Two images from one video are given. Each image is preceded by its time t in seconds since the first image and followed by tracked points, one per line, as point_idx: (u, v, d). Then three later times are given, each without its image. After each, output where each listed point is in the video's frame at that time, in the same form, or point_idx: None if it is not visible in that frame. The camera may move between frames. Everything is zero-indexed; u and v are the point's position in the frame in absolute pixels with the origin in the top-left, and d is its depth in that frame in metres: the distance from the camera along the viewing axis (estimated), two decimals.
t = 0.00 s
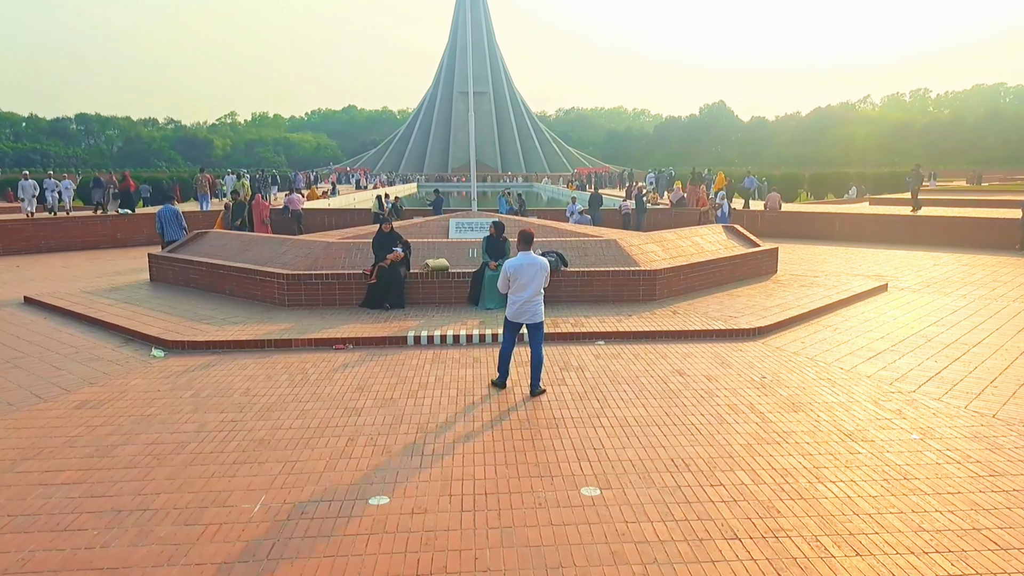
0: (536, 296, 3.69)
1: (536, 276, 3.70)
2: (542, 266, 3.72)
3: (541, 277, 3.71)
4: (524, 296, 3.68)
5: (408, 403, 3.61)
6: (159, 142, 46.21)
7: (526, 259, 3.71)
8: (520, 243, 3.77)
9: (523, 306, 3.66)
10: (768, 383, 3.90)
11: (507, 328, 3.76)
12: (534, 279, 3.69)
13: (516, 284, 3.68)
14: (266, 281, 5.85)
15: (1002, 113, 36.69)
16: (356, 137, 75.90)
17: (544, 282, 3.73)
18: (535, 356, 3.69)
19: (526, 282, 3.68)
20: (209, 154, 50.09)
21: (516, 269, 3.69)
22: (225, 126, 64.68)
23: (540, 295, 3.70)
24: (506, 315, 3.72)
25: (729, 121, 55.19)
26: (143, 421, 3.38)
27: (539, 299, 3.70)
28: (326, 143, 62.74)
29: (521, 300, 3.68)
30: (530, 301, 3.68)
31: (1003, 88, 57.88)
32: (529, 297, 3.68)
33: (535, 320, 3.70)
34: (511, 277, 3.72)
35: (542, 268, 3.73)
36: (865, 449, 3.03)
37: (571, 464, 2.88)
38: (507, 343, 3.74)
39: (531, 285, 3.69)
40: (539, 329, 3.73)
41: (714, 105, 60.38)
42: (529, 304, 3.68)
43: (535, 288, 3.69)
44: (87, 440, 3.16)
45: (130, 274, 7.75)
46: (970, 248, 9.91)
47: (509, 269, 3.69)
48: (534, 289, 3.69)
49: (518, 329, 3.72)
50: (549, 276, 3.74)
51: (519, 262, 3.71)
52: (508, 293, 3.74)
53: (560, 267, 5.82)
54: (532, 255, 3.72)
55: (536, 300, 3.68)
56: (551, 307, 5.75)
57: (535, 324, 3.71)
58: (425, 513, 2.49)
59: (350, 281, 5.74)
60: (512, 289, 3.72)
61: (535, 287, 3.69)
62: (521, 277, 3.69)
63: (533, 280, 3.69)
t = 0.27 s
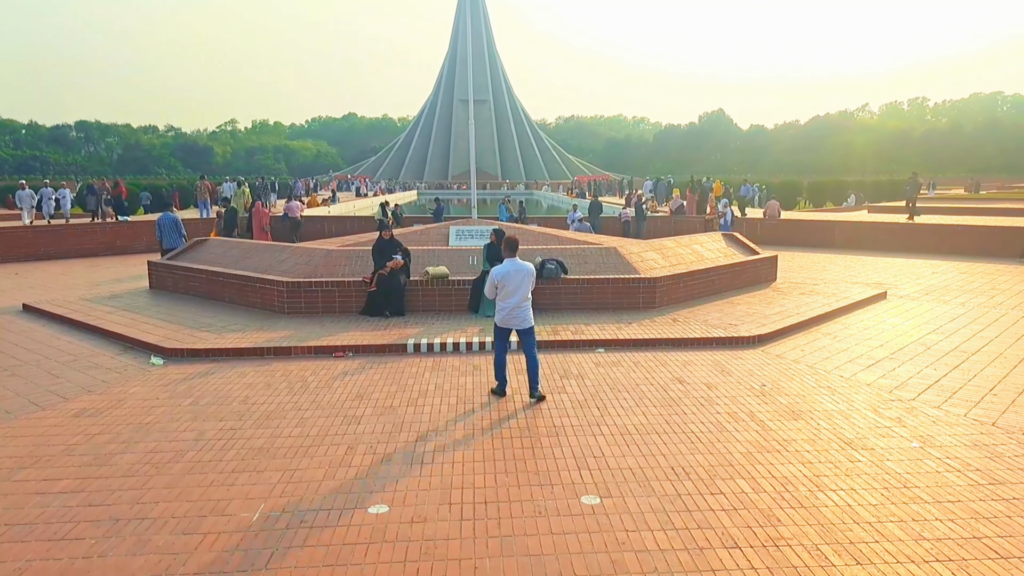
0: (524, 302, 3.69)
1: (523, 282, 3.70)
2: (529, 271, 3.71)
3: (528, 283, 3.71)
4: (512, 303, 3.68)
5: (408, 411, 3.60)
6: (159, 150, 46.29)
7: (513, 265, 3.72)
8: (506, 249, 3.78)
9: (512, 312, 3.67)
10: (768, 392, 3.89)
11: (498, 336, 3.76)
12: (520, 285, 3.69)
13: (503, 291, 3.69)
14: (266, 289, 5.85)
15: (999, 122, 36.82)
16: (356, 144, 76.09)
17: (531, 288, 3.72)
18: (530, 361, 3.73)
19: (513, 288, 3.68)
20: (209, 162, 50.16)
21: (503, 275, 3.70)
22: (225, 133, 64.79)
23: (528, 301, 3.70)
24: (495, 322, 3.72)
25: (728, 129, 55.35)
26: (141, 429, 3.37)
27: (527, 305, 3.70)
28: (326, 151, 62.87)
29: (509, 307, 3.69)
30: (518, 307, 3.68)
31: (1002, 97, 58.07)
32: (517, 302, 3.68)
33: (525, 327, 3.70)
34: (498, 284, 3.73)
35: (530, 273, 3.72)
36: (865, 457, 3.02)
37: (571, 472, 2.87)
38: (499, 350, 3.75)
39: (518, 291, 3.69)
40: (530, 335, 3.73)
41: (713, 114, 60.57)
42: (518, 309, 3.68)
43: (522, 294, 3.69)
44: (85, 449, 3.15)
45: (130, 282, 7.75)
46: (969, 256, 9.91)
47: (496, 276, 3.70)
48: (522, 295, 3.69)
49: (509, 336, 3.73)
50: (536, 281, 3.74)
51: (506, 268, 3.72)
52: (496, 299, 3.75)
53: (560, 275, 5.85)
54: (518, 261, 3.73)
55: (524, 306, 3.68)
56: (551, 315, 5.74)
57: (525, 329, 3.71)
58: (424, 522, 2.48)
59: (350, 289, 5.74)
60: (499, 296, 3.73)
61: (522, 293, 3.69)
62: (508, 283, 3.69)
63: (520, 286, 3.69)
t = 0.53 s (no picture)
0: (515, 308, 3.71)
1: (512, 288, 3.73)
2: (518, 276, 3.75)
3: (518, 289, 3.74)
4: (503, 309, 3.69)
5: (407, 419, 3.59)
6: (159, 158, 46.37)
7: (502, 271, 3.74)
8: (493, 255, 3.80)
9: (503, 319, 3.68)
10: (768, 401, 3.89)
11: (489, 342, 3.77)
12: (510, 290, 3.72)
13: (494, 297, 3.70)
14: (265, 297, 5.85)
15: (997, 131, 36.95)
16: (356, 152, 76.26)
17: (521, 293, 3.76)
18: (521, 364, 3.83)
19: (503, 294, 3.70)
20: (209, 169, 50.25)
21: (493, 282, 3.71)
22: (225, 141, 64.92)
23: (519, 307, 3.72)
24: (487, 329, 3.73)
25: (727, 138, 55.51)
26: (140, 438, 3.36)
27: (517, 311, 3.72)
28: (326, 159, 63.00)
29: (500, 313, 3.70)
30: (510, 313, 3.69)
31: (1000, 106, 58.28)
32: (507, 308, 3.69)
33: (516, 332, 3.73)
34: (488, 290, 3.74)
35: (518, 279, 3.75)
36: (866, 466, 3.01)
37: (570, 482, 2.86)
38: (494, 357, 3.76)
39: (509, 297, 3.71)
40: (520, 340, 3.77)
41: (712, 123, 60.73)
42: (509, 315, 3.70)
43: (512, 299, 3.71)
44: (83, 457, 3.14)
45: (129, 289, 7.75)
46: (968, 264, 9.93)
47: (486, 282, 3.71)
48: (512, 300, 3.71)
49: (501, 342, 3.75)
50: (524, 286, 3.77)
51: (495, 274, 3.74)
52: (485, 305, 3.76)
53: (560, 282, 5.88)
54: (507, 267, 3.76)
55: (515, 312, 3.70)
56: (551, 323, 5.75)
57: (515, 335, 3.74)
58: (423, 531, 2.47)
59: (349, 297, 5.74)
60: (490, 302, 3.72)
61: (512, 299, 3.71)
62: (498, 289, 3.71)
63: (510, 292, 3.71)
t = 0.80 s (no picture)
0: (507, 318, 3.75)
1: (506, 297, 3.76)
2: (511, 286, 3.79)
3: (510, 298, 3.78)
4: (497, 318, 3.72)
5: (405, 430, 3.57)
6: (158, 166, 46.41)
7: (497, 280, 3.76)
8: (487, 264, 3.80)
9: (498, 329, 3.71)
10: (768, 411, 3.86)
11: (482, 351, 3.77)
12: (504, 300, 3.74)
13: (489, 307, 3.71)
14: (263, 306, 5.83)
15: (995, 141, 37.09)
16: (355, 161, 76.44)
17: (512, 303, 3.80)
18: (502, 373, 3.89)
19: (498, 304, 3.73)
20: (208, 178, 50.28)
21: (489, 291, 3.72)
22: (224, 150, 65.00)
23: (510, 317, 3.77)
24: (481, 338, 3.72)
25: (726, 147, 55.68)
26: (136, 448, 3.34)
27: (509, 321, 3.77)
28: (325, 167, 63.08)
29: (494, 323, 3.72)
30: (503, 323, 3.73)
31: (997, 115, 58.55)
32: (500, 318, 3.72)
33: (507, 342, 3.78)
34: (483, 298, 3.73)
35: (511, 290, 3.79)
36: (868, 477, 2.99)
37: (570, 493, 2.84)
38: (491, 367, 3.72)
39: (502, 307, 3.74)
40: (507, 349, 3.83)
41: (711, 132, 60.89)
42: (501, 325, 3.73)
43: (504, 309, 3.75)
44: (78, 468, 3.12)
45: (127, 298, 7.72)
46: (968, 273, 9.94)
47: (482, 291, 3.71)
48: (504, 310, 3.75)
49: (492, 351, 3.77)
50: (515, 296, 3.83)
51: (490, 284, 3.74)
52: (479, 313, 3.74)
53: (559, 291, 5.88)
54: (500, 276, 3.78)
55: (507, 322, 3.75)
56: (550, 332, 5.73)
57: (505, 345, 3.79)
58: (421, 543, 2.45)
59: (348, 306, 5.72)
60: (485, 311, 3.72)
61: (505, 309, 3.75)
62: (493, 299, 3.72)
63: (504, 302, 3.75)
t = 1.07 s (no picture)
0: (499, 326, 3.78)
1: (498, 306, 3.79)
2: (504, 295, 3.82)
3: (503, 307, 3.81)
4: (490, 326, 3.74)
5: (405, 439, 3.57)
6: (159, 175, 46.50)
7: (490, 288, 3.78)
8: (481, 272, 3.83)
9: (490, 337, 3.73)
10: (767, 420, 3.87)
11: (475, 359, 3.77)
12: (496, 308, 3.78)
13: (482, 315, 3.73)
14: (263, 314, 5.84)
15: (993, 151, 37.23)
16: (355, 170, 76.63)
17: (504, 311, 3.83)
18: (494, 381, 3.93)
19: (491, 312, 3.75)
20: (208, 187, 50.38)
21: (483, 299, 3.74)
22: (224, 159, 65.16)
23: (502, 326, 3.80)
24: (475, 346, 3.74)
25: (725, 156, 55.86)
26: (135, 457, 3.34)
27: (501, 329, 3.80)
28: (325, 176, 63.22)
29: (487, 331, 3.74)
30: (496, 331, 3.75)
31: (995, 125, 58.82)
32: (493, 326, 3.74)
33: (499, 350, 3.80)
34: (475, 306, 3.75)
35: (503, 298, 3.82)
36: (866, 486, 3.00)
37: (569, 502, 2.84)
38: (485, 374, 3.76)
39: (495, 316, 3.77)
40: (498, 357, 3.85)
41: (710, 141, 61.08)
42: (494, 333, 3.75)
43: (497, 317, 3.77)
44: (78, 477, 3.12)
45: (127, 307, 7.74)
46: (966, 282, 9.96)
47: (476, 299, 3.73)
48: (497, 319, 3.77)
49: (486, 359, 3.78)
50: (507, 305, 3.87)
51: (483, 292, 3.76)
52: (471, 321, 3.76)
53: (558, 300, 5.91)
54: (493, 285, 3.81)
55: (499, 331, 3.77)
56: (549, 341, 5.74)
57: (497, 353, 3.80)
58: (420, 552, 2.45)
59: (347, 315, 5.73)
60: (478, 319, 3.74)
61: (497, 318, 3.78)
62: (486, 307, 3.74)
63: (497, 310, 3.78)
